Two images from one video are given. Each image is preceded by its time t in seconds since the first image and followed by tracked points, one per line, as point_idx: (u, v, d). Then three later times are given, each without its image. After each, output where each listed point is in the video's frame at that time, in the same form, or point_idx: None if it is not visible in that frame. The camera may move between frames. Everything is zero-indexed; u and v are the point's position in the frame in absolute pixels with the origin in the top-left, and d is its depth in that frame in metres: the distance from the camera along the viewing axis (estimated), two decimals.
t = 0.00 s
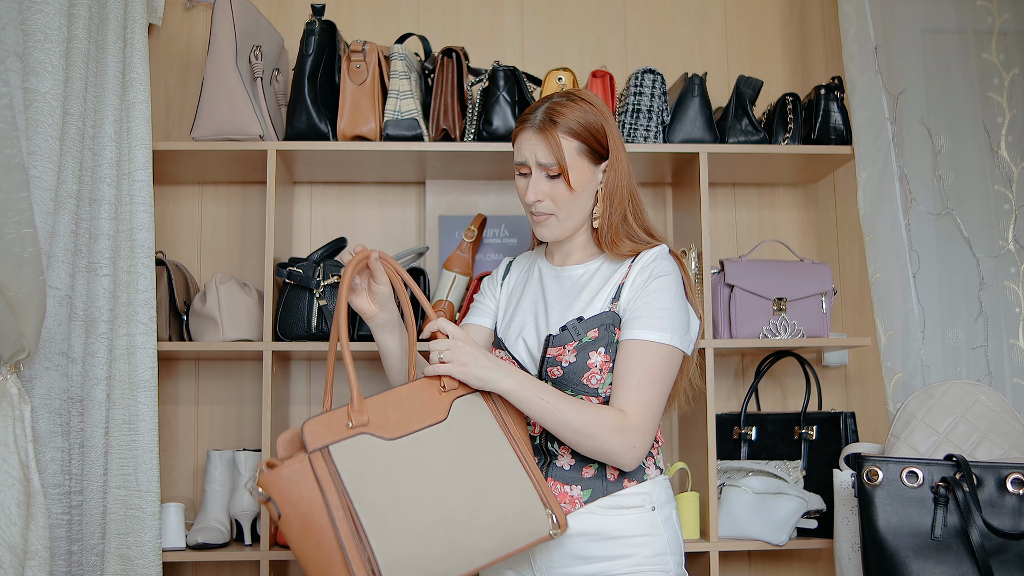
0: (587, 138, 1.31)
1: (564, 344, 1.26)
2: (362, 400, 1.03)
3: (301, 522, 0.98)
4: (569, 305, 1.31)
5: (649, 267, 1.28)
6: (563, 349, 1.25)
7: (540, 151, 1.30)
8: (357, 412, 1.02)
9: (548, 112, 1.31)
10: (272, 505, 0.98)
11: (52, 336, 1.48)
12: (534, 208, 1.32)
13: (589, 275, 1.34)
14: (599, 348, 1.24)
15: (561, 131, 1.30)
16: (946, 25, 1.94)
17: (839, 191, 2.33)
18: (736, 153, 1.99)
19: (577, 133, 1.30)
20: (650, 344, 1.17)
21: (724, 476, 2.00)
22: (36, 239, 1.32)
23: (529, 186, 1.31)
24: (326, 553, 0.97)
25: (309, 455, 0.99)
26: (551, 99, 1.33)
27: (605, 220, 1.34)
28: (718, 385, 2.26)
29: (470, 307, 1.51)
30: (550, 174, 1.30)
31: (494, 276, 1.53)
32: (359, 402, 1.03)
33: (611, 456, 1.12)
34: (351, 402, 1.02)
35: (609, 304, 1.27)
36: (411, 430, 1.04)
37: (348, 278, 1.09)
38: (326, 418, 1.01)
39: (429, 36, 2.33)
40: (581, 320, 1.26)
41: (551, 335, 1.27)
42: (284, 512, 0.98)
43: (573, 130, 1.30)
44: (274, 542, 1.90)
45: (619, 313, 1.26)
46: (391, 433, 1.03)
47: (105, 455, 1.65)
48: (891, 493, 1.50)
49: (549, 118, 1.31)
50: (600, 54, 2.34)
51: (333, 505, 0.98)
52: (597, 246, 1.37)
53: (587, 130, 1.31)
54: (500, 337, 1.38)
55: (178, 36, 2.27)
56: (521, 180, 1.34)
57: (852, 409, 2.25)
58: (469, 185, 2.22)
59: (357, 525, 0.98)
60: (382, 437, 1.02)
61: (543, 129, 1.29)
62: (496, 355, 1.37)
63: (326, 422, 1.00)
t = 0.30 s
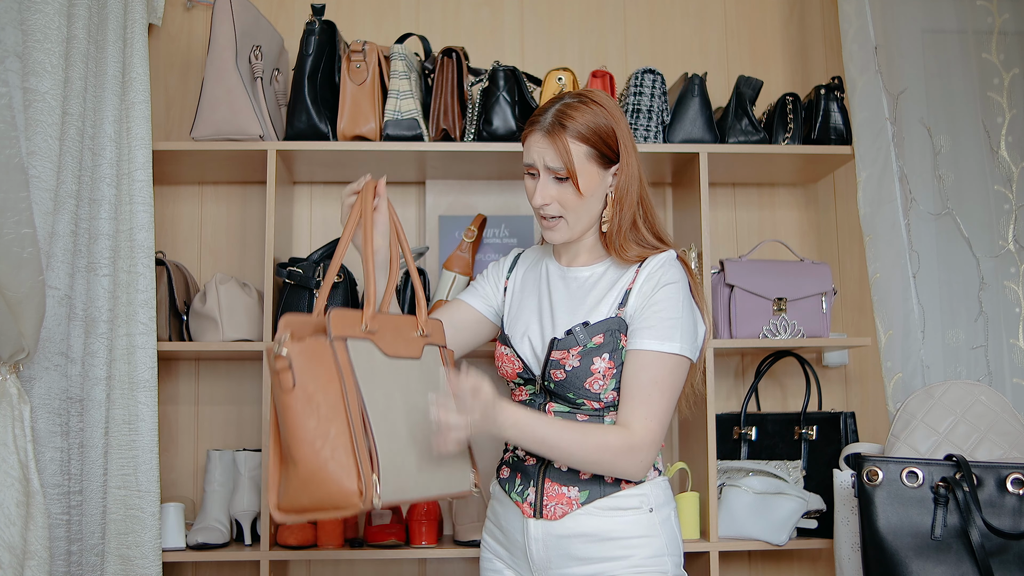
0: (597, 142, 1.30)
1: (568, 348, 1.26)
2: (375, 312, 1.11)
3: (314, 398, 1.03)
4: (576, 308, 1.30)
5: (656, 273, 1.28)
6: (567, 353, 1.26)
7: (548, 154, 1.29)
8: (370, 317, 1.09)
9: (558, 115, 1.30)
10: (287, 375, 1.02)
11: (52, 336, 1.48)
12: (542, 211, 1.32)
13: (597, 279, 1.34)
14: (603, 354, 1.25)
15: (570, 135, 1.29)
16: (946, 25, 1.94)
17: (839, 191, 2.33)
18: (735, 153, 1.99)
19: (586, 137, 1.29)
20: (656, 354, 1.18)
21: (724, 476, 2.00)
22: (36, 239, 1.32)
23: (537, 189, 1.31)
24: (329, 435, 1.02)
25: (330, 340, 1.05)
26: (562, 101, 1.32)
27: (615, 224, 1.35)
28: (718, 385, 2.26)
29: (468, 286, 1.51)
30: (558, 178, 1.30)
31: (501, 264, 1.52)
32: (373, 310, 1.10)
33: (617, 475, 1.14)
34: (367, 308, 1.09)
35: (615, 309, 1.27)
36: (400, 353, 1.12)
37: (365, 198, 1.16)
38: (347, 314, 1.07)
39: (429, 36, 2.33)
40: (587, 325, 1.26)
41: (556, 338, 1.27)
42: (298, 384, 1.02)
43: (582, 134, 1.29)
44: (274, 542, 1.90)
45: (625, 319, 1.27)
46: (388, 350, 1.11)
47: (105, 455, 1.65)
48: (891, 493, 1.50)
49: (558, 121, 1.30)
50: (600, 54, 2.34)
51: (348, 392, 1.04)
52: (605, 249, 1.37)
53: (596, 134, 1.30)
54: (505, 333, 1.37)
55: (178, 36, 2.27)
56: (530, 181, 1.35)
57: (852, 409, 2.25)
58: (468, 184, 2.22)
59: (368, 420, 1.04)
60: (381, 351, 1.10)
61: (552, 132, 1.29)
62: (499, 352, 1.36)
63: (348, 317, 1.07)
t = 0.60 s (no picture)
0: (605, 142, 1.30)
1: (569, 349, 1.26)
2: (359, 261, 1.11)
3: (307, 336, 1.01)
4: (580, 310, 1.30)
5: (663, 279, 1.28)
6: (569, 353, 1.26)
7: (556, 152, 1.30)
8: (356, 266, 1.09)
9: (568, 113, 1.31)
10: (279, 316, 1.00)
11: (52, 336, 1.48)
12: (548, 208, 1.32)
13: (604, 281, 1.34)
14: (605, 357, 1.25)
15: (578, 134, 1.29)
16: (946, 25, 1.94)
17: (839, 191, 2.33)
18: (735, 153, 1.99)
19: (594, 136, 1.29)
20: (657, 360, 1.18)
21: (724, 476, 2.00)
22: (35, 239, 1.33)
23: (543, 187, 1.32)
24: (325, 371, 0.99)
25: (317, 284, 1.04)
26: (573, 100, 1.32)
27: (625, 225, 1.33)
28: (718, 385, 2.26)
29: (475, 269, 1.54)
30: (565, 175, 1.30)
31: (514, 256, 1.52)
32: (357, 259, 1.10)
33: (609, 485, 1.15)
34: (352, 257, 1.09)
35: (619, 312, 1.28)
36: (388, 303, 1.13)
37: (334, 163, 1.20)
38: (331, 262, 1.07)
39: (429, 36, 2.33)
40: (589, 328, 1.27)
41: (559, 338, 1.28)
42: (289, 324, 1.00)
43: (590, 133, 1.29)
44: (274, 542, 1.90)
45: (628, 323, 1.27)
46: (376, 299, 1.11)
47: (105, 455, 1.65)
48: (891, 493, 1.50)
49: (568, 118, 1.30)
50: (600, 54, 2.34)
51: (341, 329, 1.02)
52: (614, 252, 1.37)
53: (605, 134, 1.30)
54: (511, 329, 1.37)
55: (178, 36, 2.27)
56: (539, 178, 1.35)
57: (852, 409, 2.25)
58: (468, 184, 2.22)
59: (364, 357, 1.01)
60: (369, 299, 1.10)
61: (560, 130, 1.30)
62: (503, 348, 1.37)
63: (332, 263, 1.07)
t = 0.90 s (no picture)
0: (613, 142, 1.30)
1: (576, 347, 1.26)
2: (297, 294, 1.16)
3: (270, 375, 1.05)
4: (589, 309, 1.30)
5: (672, 281, 1.28)
6: (575, 351, 1.26)
7: (564, 151, 1.30)
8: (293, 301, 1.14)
9: (577, 113, 1.31)
10: (236, 366, 1.05)
11: (52, 336, 1.48)
12: (556, 206, 1.33)
13: (613, 281, 1.34)
14: (611, 356, 1.25)
15: (586, 134, 1.29)
16: (946, 25, 1.94)
17: (839, 191, 2.33)
18: (735, 153, 1.99)
19: (603, 136, 1.29)
20: (664, 361, 1.18)
21: (724, 476, 2.00)
22: (35, 239, 1.32)
23: (551, 185, 1.32)
24: (298, 403, 1.04)
25: (262, 327, 1.09)
26: (583, 99, 1.32)
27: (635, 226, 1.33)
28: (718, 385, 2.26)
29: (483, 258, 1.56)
30: (572, 175, 1.30)
31: (523, 249, 1.53)
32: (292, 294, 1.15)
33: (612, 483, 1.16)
34: (288, 293, 1.14)
35: (627, 313, 1.28)
36: (333, 326, 1.17)
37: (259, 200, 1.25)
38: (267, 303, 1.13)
39: (429, 36, 2.33)
40: (597, 327, 1.27)
41: (566, 336, 1.28)
42: (250, 370, 1.05)
43: (599, 133, 1.29)
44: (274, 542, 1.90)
45: (636, 323, 1.27)
46: (321, 325, 1.15)
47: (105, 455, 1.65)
48: (891, 493, 1.50)
49: (577, 118, 1.30)
50: (600, 54, 2.34)
51: (301, 360, 1.06)
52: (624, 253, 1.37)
53: (613, 134, 1.29)
54: (516, 325, 1.37)
55: (178, 36, 2.27)
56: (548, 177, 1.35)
57: (852, 409, 2.25)
58: (469, 184, 2.22)
59: (330, 380, 1.06)
60: (314, 327, 1.14)
61: (568, 129, 1.29)
62: (508, 344, 1.37)
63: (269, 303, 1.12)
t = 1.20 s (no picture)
0: (606, 139, 1.30)
1: (571, 346, 1.26)
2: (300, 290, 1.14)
3: (252, 386, 1.07)
4: (585, 308, 1.31)
5: (668, 280, 1.28)
6: (570, 350, 1.26)
7: (557, 151, 1.30)
8: (295, 298, 1.13)
9: (570, 112, 1.31)
10: (221, 375, 1.07)
11: (52, 336, 1.48)
12: (552, 205, 1.33)
13: (611, 281, 1.34)
14: (606, 355, 1.25)
15: (579, 132, 1.29)
16: (946, 25, 1.94)
17: (839, 191, 2.33)
18: (735, 153, 1.99)
19: (596, 134, 1.29)
20: (658, 360, 1.18)
21: (724, 476, 2.00)
22: (36, 239, 1.32)
23: (546, 185, 1.32)
24: (276, 418, 1.06)
25: (256, 330, 1.09)
26: (576, 99, 1.33)
27: (631, 224, 1.33)
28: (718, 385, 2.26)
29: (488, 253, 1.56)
30: (566, 174, 1.31)
31: (530, 248, 1.53)
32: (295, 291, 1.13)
33: (606, 484, 1.16)
34: (290, 290, 1.13)
35: (623, 312, 1.28)
36: (338, 322, 1.15)
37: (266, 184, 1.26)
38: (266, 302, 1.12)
39: (429, 35, 2.33)
40: (592, 325, 1.27)
41: (561, 335, 1.28)
42: (233, 380, 1.07)
43: (592, 132, 1.29)
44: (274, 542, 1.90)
45: (632, 323, 1.27)
46: (324, 323, 1.14)
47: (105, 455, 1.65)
48: (891, 493, 1.50)
49: (569, 117, 1.31)
50: (600, 55, 2.34)
51: (284, 373, 1.08)
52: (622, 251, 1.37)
53: (606, 132, 1.30)
54: (516, 323, 1.37)
55: (178, 36, 2.27)
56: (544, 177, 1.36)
57: (852, 409, 2.25)
58: (469, 184, 2.22)
59: (310, 395, 1.08)
60: (315, 325, 1.13)
61: (561, 128, 1.30)
62: (507, 342, 1.37)
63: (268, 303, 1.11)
